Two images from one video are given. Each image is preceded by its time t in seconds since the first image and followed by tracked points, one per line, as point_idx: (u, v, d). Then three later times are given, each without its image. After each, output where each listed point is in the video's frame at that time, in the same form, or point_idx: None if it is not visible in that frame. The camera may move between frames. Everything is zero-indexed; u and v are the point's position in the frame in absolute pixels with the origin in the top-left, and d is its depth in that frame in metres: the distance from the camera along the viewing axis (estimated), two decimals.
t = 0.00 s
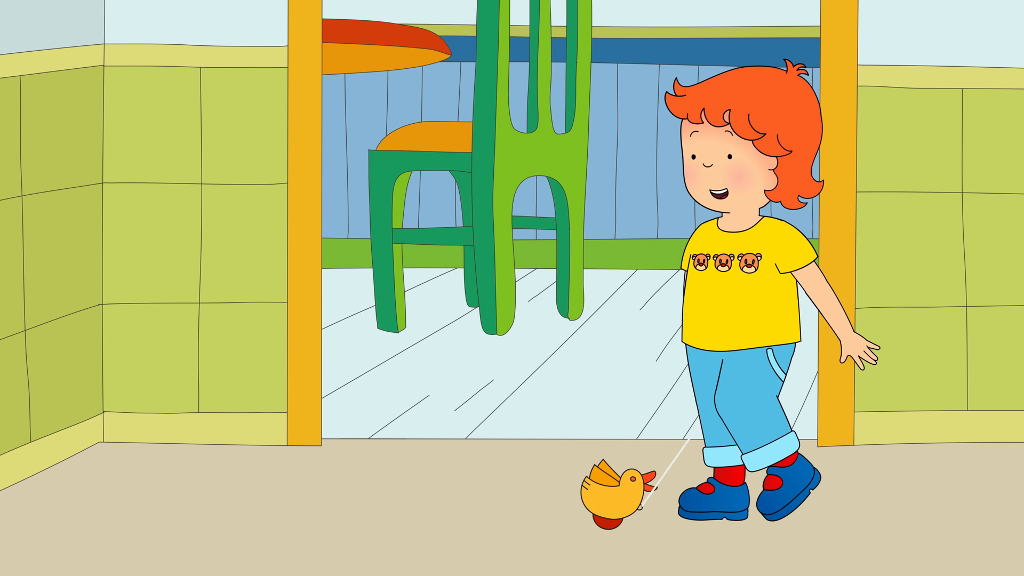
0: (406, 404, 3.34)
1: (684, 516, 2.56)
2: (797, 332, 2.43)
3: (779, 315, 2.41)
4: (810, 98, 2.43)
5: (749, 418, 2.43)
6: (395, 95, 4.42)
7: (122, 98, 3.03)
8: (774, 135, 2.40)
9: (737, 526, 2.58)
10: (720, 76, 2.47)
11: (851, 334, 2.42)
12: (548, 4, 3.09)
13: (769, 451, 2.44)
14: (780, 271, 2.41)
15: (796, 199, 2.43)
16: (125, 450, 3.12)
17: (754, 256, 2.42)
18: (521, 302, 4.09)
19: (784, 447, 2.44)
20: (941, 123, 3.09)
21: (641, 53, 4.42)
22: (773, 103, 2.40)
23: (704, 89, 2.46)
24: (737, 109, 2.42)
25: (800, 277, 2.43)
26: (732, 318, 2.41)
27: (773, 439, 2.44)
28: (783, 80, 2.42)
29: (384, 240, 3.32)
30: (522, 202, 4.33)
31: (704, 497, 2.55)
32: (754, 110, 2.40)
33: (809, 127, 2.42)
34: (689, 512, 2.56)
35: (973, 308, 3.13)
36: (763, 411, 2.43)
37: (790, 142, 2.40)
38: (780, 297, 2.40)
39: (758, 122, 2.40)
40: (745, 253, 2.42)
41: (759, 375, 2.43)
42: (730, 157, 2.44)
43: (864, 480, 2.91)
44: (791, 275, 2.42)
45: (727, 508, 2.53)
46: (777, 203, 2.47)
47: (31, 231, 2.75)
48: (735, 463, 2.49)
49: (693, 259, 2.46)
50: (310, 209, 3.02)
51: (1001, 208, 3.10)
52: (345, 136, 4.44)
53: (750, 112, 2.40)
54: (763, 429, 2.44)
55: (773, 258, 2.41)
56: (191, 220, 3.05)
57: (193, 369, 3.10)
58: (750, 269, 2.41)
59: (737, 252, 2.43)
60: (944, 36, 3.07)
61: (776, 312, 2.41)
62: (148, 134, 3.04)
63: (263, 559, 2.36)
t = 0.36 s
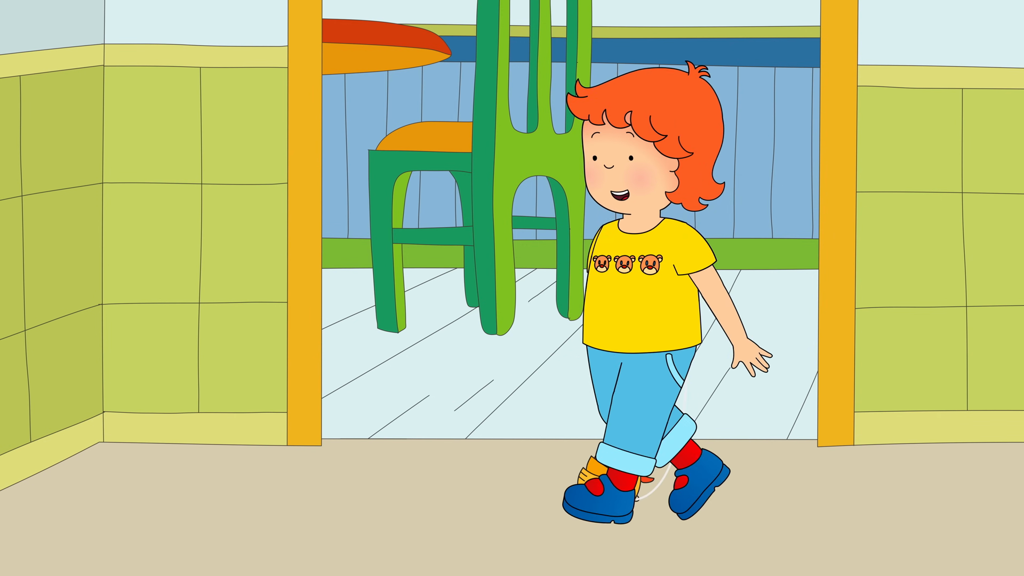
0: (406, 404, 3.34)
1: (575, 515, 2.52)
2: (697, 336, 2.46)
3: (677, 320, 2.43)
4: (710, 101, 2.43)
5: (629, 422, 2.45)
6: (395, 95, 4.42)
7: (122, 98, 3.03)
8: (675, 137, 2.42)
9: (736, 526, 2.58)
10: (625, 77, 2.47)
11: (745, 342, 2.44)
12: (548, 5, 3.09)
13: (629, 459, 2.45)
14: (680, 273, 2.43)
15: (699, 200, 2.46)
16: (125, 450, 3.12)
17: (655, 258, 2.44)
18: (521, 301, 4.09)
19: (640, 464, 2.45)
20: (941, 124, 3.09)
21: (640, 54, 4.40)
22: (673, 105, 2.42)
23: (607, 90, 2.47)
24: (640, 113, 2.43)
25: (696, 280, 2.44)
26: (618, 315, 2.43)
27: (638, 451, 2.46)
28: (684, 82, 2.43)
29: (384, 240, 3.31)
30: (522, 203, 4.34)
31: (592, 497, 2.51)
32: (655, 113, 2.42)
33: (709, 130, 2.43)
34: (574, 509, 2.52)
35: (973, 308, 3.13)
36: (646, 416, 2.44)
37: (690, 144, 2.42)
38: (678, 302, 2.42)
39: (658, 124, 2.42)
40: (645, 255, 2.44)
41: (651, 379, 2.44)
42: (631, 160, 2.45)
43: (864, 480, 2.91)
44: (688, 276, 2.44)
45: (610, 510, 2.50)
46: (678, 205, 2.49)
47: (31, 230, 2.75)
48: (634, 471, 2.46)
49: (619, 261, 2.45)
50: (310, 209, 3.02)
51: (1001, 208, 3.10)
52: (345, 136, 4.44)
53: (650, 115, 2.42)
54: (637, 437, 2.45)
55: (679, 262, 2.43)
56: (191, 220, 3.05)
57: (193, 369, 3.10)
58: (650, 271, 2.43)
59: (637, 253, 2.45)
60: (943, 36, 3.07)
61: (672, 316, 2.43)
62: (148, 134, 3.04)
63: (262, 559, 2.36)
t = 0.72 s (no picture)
0: (406, 404, 3.35)
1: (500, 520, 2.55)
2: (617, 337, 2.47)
3: (604, 314, 2.45)
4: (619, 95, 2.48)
5: (587, 423, 2.47)
6: (394, 95, 4.41)
7: (122, 98, 3.03)
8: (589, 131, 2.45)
9: (735, 526, 2.58)
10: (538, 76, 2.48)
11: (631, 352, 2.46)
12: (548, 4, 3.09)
13: (608, 457, 2.47)
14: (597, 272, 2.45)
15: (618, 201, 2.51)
16: (125, 450, 3.12)
17: (576, 258, 2.45)
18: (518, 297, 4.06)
19: (624, 452, 2.48)
20: (941, 123, 3.09)
21: (641, 56, 4.58)
22: (585, 93, 2.45)
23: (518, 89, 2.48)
24: (557, 108, 2.44)
25: (615, 280, 2.46)
26: (567, 325, 2.45)
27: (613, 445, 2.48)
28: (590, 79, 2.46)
29: (384, 240, 3.35)
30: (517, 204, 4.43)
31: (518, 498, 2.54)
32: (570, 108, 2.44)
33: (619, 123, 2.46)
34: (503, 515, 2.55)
35: (973, 308, 3.13)
36: (600, 412, 2.47)
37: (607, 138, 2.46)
38: (599, 296, 2.43)
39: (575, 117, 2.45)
40: (566, 255, 2.46)
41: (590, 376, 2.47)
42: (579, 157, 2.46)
43: (863, 480, 2.91)
44: (608, 277, 2.46)
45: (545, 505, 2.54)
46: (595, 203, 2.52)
47: (31, 230, 2.75)
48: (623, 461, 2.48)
49: (540, 262, 2.47)
50: (310, 209, 3.02)
51: (1001, 208, 3.10)
52: (345, 136, 4.44)
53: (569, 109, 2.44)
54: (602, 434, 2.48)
55: (603, 259, 2.44)
56: (191, 220, 3.05)
57: (193, 369, 3.10)
58: (574, 270, 2.45)
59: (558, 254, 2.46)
60: (943, 36, 3.07)
61: (601, 309, 2.44)
62: (148, 134, 3.04)
63: (261, 560, 2.36)
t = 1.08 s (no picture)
0: (407, 404, 3.36)
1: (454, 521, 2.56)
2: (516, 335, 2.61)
3: (495, 316, 2.57)
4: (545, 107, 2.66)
5: (455, 412, 2.59)
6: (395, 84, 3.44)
7: (122, 98, 3.03)
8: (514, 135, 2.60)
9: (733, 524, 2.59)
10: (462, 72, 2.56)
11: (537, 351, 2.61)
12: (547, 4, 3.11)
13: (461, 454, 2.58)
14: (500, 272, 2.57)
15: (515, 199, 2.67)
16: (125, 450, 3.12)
17: (474, 256, 2.58)
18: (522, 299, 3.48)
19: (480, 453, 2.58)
20: (941, 124, 3.09)
21: (642, 53, 3.47)
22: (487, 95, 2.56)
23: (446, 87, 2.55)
24: (497, 114, 2.56)
25: (519, 280, 2.60)
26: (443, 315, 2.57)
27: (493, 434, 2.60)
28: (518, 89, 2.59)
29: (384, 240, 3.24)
30: (519, 202, 3.56)
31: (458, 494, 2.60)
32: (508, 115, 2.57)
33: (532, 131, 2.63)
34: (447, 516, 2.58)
35: (973, 308, 3.13)
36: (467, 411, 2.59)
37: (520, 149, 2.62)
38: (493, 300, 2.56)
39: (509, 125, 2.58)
40: (466, 254, 2.58)
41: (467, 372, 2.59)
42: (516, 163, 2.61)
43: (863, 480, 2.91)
44: (510, 275, 2.59)
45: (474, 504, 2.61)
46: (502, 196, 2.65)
47: (30, 230, 2.76)
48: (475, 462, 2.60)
49: (440, 260, 2.58)
50: (310, 209, 3.02)
51: (1001, 208, 3.10)
52: (343, 131, 3.54)
53: (509, 117, 2.57)
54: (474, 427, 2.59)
55: (497, 258, 2.57)
56: (191, 220, 3.05)
57: (193, 369, 3.10)
58: (472, 269, 2.57)
59: (458, 252, 2.58)
60: (943, 37, 3.07)
61: (494, 309, 2.57)
62: (148, 135, 3.04)
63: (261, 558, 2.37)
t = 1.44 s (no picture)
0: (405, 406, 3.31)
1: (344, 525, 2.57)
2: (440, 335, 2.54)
3: (418, 317, 2.51)
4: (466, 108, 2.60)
5: (388, 419, 2.53)
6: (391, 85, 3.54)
7: (122, 98, 3.03)
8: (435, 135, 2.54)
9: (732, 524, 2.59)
10: (380, 71, 2.48)
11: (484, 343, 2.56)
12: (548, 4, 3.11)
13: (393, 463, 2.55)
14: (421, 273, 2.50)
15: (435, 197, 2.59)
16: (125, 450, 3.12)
17: (395, 255, 2.50)
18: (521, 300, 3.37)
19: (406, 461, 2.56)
20: (941, 124, 3.09)
21: (642, 53, 3.38)
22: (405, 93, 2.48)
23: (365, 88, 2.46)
24: (418, 114, 2.49)
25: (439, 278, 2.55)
26: (371, 319, 2.50)
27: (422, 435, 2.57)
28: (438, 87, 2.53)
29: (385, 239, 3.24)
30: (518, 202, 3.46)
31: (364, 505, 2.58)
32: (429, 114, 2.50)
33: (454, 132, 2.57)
34: (345, 522, 2.57)
35: (973, 308, 3.13)
36: (400, 416, 2.53)
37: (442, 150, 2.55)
38: (420, 306, 2.49)
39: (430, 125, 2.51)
40: (387, 254, 2.50)
41: (395, 377, 2.51)
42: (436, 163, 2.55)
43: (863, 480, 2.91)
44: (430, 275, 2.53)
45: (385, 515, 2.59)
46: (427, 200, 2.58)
47: (31, 230, 2.76)
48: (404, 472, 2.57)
49: (360, 260, 2.51)
50: (310, 209, 3.02)
51: (1001, 208, 3.10)
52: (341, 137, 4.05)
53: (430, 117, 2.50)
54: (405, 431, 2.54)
55: (419, 256, 2.51)
56: (191, 220, 3.05)
57: (193, 369, 3.10)
58: (394, 268, 2.50)
59: (379, 252, 2.51)
60: (943, 37, 3.07)
61: (415, 309, 2.50)
62: (149, 135, 3.04)
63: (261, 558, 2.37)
